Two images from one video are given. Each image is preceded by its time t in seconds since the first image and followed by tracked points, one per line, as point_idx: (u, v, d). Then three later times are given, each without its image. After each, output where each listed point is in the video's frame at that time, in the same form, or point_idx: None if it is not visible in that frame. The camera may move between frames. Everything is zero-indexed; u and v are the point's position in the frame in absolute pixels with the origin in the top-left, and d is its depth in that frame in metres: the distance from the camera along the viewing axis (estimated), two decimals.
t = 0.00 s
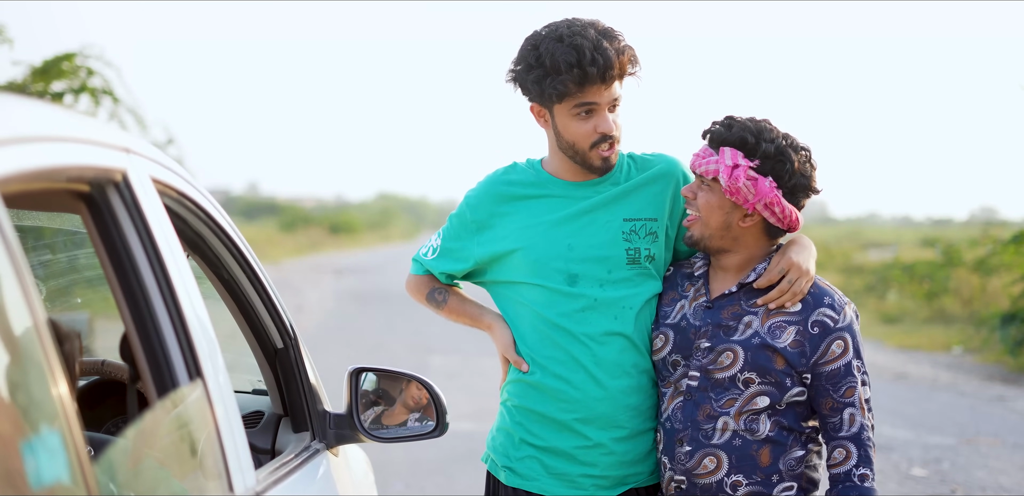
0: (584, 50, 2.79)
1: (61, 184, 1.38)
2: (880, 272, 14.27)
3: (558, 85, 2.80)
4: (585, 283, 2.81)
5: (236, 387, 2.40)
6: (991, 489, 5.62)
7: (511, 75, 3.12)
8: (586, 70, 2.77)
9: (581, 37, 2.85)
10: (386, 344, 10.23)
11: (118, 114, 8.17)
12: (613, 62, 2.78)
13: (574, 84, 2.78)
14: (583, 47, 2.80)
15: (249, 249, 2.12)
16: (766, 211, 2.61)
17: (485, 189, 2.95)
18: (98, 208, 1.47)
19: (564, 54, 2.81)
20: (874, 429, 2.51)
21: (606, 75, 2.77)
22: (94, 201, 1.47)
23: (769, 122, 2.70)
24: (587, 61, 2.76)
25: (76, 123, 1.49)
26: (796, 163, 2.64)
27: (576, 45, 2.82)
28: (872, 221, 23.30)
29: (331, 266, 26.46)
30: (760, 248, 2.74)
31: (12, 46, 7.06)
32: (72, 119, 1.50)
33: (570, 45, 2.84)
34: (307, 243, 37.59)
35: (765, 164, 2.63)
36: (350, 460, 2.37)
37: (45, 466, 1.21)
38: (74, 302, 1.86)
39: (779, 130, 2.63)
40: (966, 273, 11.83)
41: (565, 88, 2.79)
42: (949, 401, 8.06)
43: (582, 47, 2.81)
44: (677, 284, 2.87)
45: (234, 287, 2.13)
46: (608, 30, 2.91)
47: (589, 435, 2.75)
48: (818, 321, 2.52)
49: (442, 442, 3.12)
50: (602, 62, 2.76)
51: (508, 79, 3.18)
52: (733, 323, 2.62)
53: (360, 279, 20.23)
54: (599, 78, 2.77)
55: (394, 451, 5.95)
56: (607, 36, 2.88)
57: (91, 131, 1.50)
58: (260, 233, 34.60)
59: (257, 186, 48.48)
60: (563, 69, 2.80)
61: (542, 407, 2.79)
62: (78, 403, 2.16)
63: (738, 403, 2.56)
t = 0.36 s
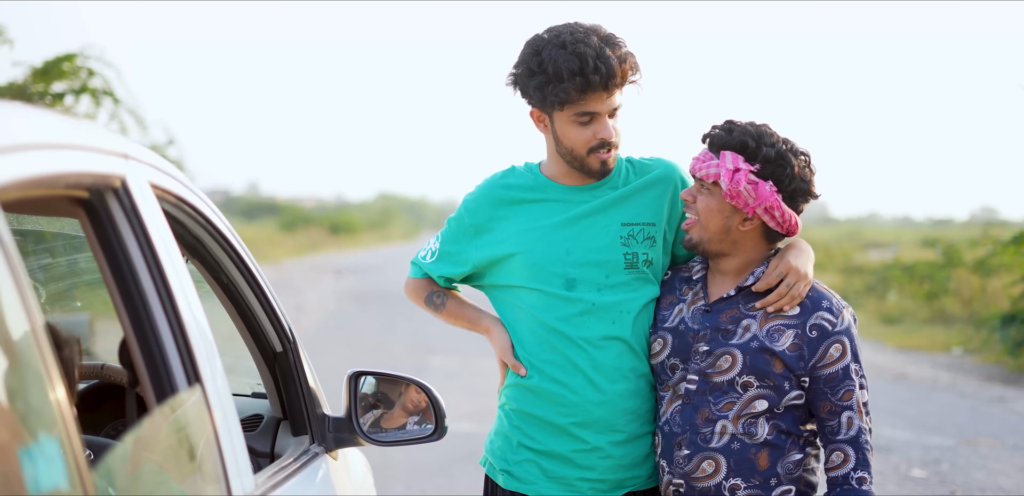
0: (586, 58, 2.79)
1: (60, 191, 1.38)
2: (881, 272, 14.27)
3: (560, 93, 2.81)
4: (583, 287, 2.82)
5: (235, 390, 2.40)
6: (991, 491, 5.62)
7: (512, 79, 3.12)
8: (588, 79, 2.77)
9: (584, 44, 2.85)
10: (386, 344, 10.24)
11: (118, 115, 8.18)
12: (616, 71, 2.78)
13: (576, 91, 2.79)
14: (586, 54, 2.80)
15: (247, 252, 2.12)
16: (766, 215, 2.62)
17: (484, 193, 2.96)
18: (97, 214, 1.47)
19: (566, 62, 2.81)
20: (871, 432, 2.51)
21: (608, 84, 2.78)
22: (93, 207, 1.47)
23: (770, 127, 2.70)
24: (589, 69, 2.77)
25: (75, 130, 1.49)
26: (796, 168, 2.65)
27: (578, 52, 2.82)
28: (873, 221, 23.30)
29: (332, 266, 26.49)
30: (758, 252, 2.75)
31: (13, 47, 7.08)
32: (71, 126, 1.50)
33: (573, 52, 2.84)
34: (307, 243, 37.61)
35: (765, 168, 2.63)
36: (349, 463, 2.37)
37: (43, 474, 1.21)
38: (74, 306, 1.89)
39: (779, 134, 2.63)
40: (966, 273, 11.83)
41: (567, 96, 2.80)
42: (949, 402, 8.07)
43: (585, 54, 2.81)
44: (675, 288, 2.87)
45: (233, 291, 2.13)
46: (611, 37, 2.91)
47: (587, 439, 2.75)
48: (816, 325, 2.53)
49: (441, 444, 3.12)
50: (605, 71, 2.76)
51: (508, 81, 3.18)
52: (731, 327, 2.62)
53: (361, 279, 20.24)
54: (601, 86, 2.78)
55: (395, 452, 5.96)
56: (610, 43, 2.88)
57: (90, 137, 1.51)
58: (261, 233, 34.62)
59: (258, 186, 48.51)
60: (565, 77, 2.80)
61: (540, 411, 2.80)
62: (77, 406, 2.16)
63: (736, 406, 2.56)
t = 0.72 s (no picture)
0: (594, 60, 2.79)
1: (67, 191, 1.39)
2: (881, 272, 14.28)
3: (563, 91, 2.80)
4: (585, 289, 2.82)
5: (239, 390, 2.40)
6: (991, 491, 5.63)
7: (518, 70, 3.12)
8: (593, 80, 2.77)
9: (593, 45, 2.86)
10: (387, 344, 10.25)
11: (120, 115, 8.19)
12: (622, 76, 2.79)
13: (580, 91, 2.78)
14: (594, 56, 2.80)
15: (250, 251, 2.12)
16: (770, 215, 2.63)
17: (485, 194, 2.96)
18: (104, 215, 1.48)
19: (574, 60, 2.81)
20: (873, 432, 2.52)
21: (613, 88, 2.78)
22: (99, 207, 1.48)
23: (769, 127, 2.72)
24: (596, 71, 2.77)
25: (79, 130, 1.50)
26: (799, 167, 2.66)
27: (587, 53, 2.82)
28: (873, 222, 23.32)
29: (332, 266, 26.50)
30: (761, 252, 2.76)
31: (14, 47, 7.08)
32: (76, 127, 1.50)
33: (582, 51, 2.84)
34: (308, 243, 37.63)
35: (768, 168, 2.64)
36: (352, 462, 2.38)
37: (53, 473, 1.21)
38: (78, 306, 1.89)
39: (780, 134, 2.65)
40: (967, 274, 11.84)
41: (570, 95, 2.79)
42: (950, 402, 8.07)
43: (593, 55, 2.81)
44: (677, 288, 2.88)
45: (237, 291, 2.14)
46: (621, 41, 2.93)
47: (589, 439, 2.76)
48: (818, 325, 2.54)
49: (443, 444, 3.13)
50: (611, 75, 2.76)
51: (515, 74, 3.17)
52: (734, 327, 2.63)
53: (362, 280, 20.24)
54: (606, 90, 2.79)
55: (396, 452, 5.97)
56: (620, 47, 2.90)
57: (95, 138, 1.51)
58: (261, 233, 34.64)
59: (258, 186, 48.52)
60: (571, 75, 2.80)
61: (542, 411, 2.80)
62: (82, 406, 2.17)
63: (739, 406, 2.56)
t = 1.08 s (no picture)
0: (610, 59, 2.80)
1: (80, 190, 1.39)
2: (884, 272, 14.28)
3: (578, 91, 2.80)
4: (590, 289, 2.83)
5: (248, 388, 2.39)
6: (995, 491, 5.64)
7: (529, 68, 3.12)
8: (610, 80, 2.78)
9: (608, 45, 2.87)
10: (390, 344, 10.26)
11: (122, 114, 8.18)
12: (637, 76, 2.81)
13: (595, 91, 2.79)
14: (610, 55, 2.82)
15: (259, 250, 2.13)
16: (787, 212, 2.66)
17: (489, 193, 2.97)
18: (117, 215, 1.49)
19: (590, 60, 2.81)
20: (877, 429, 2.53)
21: (629, 87, 2.80)
22: (112, 207, 1.48)
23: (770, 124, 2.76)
24: (613, 71, 2.78)
25: (87, 129, 1.50)
26: (806, 161, 2.71)
27: (602, 53, 2.83)
28: (876, 222, 23.32)
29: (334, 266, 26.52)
30: (768, 250, 2.76)
31: (17, 47, 7.08)
32: (88, 127, 1.51)
33: (597, 51, 2.85)
34: (310, 242, 37.65)
35: (781, 165, 2.68)
36: (360, 461, 2.39)
37: (70, 470, 1.22)
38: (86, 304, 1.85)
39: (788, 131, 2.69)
40: (969, 274, 11.84)
41: (585, 95, 2.80)
42: (953, 402, 8.08)
43: (608, 55, 2.82)
44: (682, 287, 2.90)
45: (247, 290, 2.15)
46: (634, 42, 2.94)
47: (593, 438, 2.77)
48: (824, 323, 2.55)
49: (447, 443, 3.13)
50: (628, 75, 2.78)
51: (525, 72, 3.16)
52: (740, 326, 2.63)
53: (364, 279, 20.25)
54: (621, 91, 2.80)
55: (401, 451, 5.98)
56: (632, 47, 2.92)
57: (104, 137, 1.51)
58: (263, 233, 34.66)
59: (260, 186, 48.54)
60: (587, 75, 2.80)
61: (546, 410, 2.81)
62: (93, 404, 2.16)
63: (745, 404, 2.57)
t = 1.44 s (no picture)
0: (610, 64, 2.81)
1: (84, 189, 1.39)
2: (885, 271, 14.28)
3: (580, 97, 2.81)
4: (589, 287, 2.83)
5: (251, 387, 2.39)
6: (998, 490, 5.64)
7: (524, 74, 3.11)
8: (611, 84, 2.79)
9: (605, 49, 2.87)
10: (391, 344, 10.26)
11: (124, 114, 8.19)
12: (635, 78, 2.82)
13: (597, 96, 2.79)
14: (608, 59, 2.82)
15: (262, 248, 2.14)
16: (787, 216, 2.66)
17: (487, 188, 2.96)
18: (121, 213, 1.49)
19: (589, 65, 2.81)
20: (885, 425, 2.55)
21: (630, 89, 2.81)
22: (116, 204, 1.49)
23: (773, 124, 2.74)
24: (613, 75, 2.79)
25: (94, 128, 1.51)
26: (807, 163, 2.71)
27: (601, 57, 2.83)
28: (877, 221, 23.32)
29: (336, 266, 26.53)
30: (770, 250, 2.76)
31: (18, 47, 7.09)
32: (90, 125, 1.51)
33: (595, 56, 2.85)
34: (311, 242, 37.67)
35: (782, 169, 2.67)
36: (362, 459, 2.39)
37: (77, 466, 1.23)
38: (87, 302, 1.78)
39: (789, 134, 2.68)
40: (971, 273, 11.84)
41: (587, 100, 2.80)
42: (955, 401, 8.07)
43: (607, 59, 2.83)
44: (683, 286, 2.89)
45: (250, 289, 2.15)
46: (629, 42, 2.95)
47: (593, 435, 2.77)
48: (828, 322, 2.54)
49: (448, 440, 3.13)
50: (628, 77, 2.79)
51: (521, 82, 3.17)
52: (744, 324, 2.63)
53: (365, 279, 20.26)
54: (622, 93, 2.81)
55: (403, 450, 5.98)
56: (628, 46, 2.93)
57: (111, 136, 1.52)
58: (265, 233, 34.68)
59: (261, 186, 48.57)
60: (587, 81, 2.80)
61: (546, 408, 2.82)
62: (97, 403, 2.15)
63: (750, 401, 2.58)
